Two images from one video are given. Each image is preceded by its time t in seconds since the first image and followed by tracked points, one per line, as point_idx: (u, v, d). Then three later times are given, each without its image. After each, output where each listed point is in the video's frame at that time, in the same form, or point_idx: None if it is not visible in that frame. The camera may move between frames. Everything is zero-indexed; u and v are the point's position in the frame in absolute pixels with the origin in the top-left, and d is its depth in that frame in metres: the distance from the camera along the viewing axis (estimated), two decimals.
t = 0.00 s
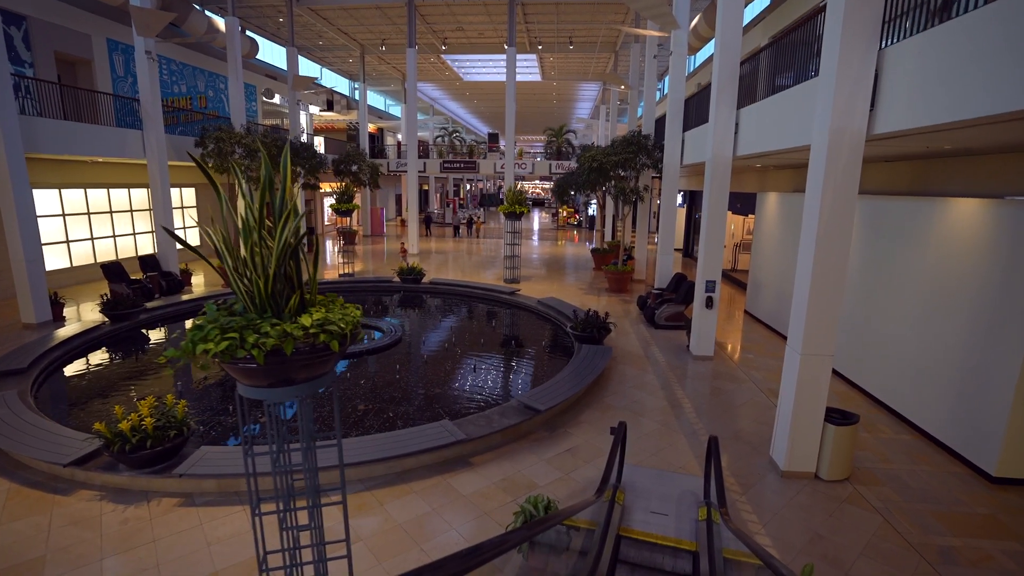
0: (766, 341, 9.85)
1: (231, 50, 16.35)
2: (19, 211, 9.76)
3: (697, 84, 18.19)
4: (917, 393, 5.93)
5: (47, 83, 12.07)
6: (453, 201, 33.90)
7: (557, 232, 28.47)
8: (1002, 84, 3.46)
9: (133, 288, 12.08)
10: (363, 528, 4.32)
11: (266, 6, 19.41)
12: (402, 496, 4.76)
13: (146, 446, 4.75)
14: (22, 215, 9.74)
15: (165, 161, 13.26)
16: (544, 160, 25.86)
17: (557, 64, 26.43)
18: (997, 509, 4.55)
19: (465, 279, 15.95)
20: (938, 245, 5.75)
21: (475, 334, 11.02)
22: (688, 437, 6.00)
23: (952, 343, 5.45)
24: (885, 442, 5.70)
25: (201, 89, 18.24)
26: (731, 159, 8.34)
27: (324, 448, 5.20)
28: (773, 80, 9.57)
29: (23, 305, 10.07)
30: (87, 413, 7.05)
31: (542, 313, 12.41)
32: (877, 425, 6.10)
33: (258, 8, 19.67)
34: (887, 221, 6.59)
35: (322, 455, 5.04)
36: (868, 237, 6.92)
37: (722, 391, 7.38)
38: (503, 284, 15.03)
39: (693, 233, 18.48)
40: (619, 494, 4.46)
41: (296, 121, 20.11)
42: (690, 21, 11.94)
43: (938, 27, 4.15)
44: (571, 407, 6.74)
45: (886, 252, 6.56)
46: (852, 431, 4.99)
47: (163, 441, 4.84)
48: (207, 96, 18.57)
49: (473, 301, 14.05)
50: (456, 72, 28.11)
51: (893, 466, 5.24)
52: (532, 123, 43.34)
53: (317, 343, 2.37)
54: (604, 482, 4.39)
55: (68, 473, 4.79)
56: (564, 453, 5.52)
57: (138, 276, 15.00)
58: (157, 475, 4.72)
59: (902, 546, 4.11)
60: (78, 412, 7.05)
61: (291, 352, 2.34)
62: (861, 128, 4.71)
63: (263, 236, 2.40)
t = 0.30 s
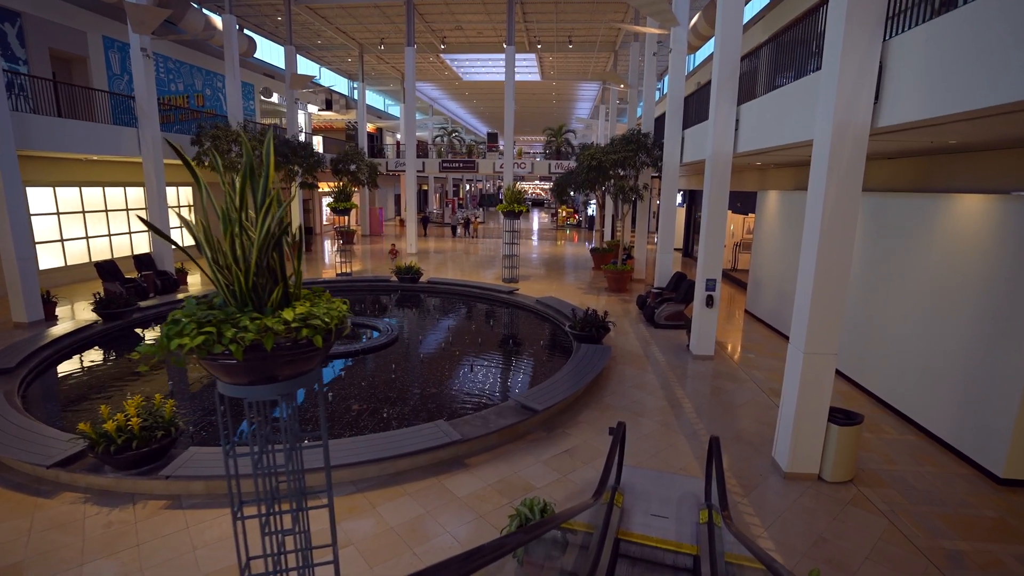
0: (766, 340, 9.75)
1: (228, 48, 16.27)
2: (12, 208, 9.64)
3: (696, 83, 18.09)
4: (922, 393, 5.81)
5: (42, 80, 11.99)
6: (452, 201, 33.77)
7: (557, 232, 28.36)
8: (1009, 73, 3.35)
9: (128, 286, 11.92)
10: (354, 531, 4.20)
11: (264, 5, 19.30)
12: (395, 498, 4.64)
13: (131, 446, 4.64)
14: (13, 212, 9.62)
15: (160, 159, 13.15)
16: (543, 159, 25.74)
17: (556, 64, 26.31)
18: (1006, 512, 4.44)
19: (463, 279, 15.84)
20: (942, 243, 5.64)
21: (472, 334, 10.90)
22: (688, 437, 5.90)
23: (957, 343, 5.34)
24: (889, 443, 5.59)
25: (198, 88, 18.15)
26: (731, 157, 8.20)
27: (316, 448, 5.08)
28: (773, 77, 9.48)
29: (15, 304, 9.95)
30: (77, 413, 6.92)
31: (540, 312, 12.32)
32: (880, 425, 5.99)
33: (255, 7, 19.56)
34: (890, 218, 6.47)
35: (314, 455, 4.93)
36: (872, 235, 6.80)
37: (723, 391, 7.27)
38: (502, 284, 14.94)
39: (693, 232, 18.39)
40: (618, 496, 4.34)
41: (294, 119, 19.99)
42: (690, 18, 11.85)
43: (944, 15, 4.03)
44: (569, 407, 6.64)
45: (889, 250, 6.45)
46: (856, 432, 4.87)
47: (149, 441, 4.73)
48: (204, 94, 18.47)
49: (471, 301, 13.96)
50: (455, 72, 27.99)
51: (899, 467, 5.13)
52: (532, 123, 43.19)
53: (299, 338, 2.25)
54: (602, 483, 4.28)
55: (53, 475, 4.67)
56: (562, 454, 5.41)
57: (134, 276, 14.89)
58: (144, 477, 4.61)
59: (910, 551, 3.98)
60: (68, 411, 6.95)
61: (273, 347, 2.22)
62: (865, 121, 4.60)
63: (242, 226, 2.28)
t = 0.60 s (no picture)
0: (766, 339, 9.66)
1: (223, 45, 16.16)
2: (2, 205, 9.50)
3: (696, 81, 17.99)
4: (924, 392, 5.72)
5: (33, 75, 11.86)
6: (450, 201, 33.62)
7: (555, 231, 28.24)
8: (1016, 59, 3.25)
9: (119, 285, 11.68)
10: (345, 533, 4.09)
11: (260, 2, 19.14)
12: (387, 499, 4.53)
13: (116, 446, 4.51)
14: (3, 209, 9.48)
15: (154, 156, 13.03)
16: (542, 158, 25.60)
17: (554, 62, 26.17)
18: (1012, 514, 4.34)
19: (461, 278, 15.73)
20: (946, 239, 5.55)
21: (469, 333, 10.78)
22: (687, 437, 5.79)
23: (961, 340, 5.24)
24: (892, 442, 5.50)
25: (194, 86, 18.02)
26: (731, 153, 8.08)
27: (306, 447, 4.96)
28: (773, 73, 9.39)
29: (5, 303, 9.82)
30: (65, 411, 6.79)
31: (537, 311, 12.24)
32: (882, 425, 5.89)
33: (251, 4, 19.41)
34: (893, 214, 6.38)
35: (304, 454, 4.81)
36: (874, 232, 6.70)
37: (722, 390, 7.16)
38: (499, 283, 14.84)
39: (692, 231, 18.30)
40: (616, 497, 4.23)
41: (290, 118, 19.85)
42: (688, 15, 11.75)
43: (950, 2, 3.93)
44: (566, 406, 6.53)
45: (892, 248, 6.35)
46: (859, 431, 4.77)
47: (135, 441, 4.61)
48: (200, 92, 18.34)
49: (467, 299, 13.88)
50: (453, 70, 27.84)
51: (901, 468, 5.03)
52: (531, 122, 42.98)
53: (278, 331, 2.14)
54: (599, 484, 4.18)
55: (35, 476, 4.55)
56: (559, 454, 5.30)
57: (127, 274, 14.75)
58: (129, 478, 4.48)
59: (914, 553, 3.89)
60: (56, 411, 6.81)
61: (250, 340, 2.11)
62: (868, 112, 4.49)
63: (217, 213, 2.17)
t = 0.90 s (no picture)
0: (768, 338, 9.54)
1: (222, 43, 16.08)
2: None
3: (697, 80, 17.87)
4: (931, 390, 5.60)
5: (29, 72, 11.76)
6: (450, 200, 33.51)
7: (556, 231, 28.14)
8: None
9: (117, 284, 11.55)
10: (338, 534, 3.98)
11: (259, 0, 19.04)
12: (381, 500, 4.42)
13: (103, 446, 4.42)
14: None
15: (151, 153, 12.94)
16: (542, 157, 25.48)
17: (555, 61, 26.05)
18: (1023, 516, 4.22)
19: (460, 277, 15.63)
20: (953, 234, 5.44)
21: (469, 332, 10.68)
22: (689, 437, 5.67)
23: (969, 338, 5.13)
24: (898, 442, 5.38)
25: (193, 84, 17.93)
26: (733, 149, 7.95)
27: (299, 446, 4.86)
28: (775, 68, 9.29)
29: None
30: (57, 410, 6.69)
31: (537, 309, 12.16)
32: (889, 425, 5.77)
33: (250, 2, 19.31)
34: (899, 210, 6.25)
35: (298, 454, 4.70)
36: (880, 229, 6.59)
37: (725, 389, 7.04)
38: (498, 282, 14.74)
39: (693, 230, 18.19)
40: (616, 499, 4.10)
41: (290, 116, 19.76)
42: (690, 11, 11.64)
43: None
44: (566, 405, 6.42)
45: (899, 243, 6.24)
46: (866, 431, 4.65)
47: (123, 440, 4.51)
48: (199, 90, 18.25)
49: (465, 297, 13.81)
50: (453, 69, 27.72)
51: (909, 468, 4.91)
52: (531, 121, 42.83)
53: (259, 323, 2.02)
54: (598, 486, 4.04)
55: (20, 476, 4.44)
56: (558, 455, 5.18)
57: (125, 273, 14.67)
58: (117, 478, 4.37)
59: (923, 557, 3.77)
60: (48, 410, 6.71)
61: (229, 333, 2.00)
62: (875, 103, 4.37)
63: (196, 200, 2.06)
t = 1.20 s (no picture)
0: (771, 338, 9.42)
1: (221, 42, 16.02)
2: None
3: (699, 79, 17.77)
4: (939, 390, 5.48)
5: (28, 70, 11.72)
6: (450, 200, 33.44)
7: (556, 231, 28.05)
8: None
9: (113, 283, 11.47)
10: (329, 537, 3.87)
11: None
12: (375, 502, 4.31)
13: (91, 446, 4.33)
14: None
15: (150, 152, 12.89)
16: (543, 157, 25.39)
17: (556, 61, 25.95)
18: None
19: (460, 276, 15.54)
20: (960, 231, 5.32)
21: (468, 332, 10.58)
22: (691, 438, 5.56)
23: (979, 337, 5.01)
24: (906, 443, 5.26)
25: (193, 84, 17.88)
26: (735, 146, 7.83)
27: (292, 446, 4.76)
28: (777, 65, 9.20)
29: None
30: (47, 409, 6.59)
31: (536, 308, 12.07)
32: (895, 426, 5.65)
33: (250, 2, 19.25)
34: (907, 206, 6.13)
35: (290, 454, 4.60)
36: (887, 225, 6.46)
37: (728, 390, 6.93)
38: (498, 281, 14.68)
39: (694, 230, 18.07)
40: (615, 501, 3.99)
41: (289, 116, 19.68)
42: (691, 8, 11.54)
43: None
44: (566, 405, 6.30)
45: (905, 240, 6.12)
46: (872, 432, 4.53)
47: (111, 439, 4.44)
48: (199, 90, 18.20)
49: (464, 297, 13.73)
50: (454, 69, 27.65)
51: (917, 470, 4.79)
52: (532, 121, 42.75)
53: (238, 315, 1.92)
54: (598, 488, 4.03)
55: (6, 477, 4.34)
56: (557, 455, 5.07)
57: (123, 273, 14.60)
58: (105, 479, 4.28)
59: (933, 562, 3.65)
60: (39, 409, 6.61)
61: (207, 326, 1.89)
62: (882, 94, 4.25)
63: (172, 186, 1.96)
